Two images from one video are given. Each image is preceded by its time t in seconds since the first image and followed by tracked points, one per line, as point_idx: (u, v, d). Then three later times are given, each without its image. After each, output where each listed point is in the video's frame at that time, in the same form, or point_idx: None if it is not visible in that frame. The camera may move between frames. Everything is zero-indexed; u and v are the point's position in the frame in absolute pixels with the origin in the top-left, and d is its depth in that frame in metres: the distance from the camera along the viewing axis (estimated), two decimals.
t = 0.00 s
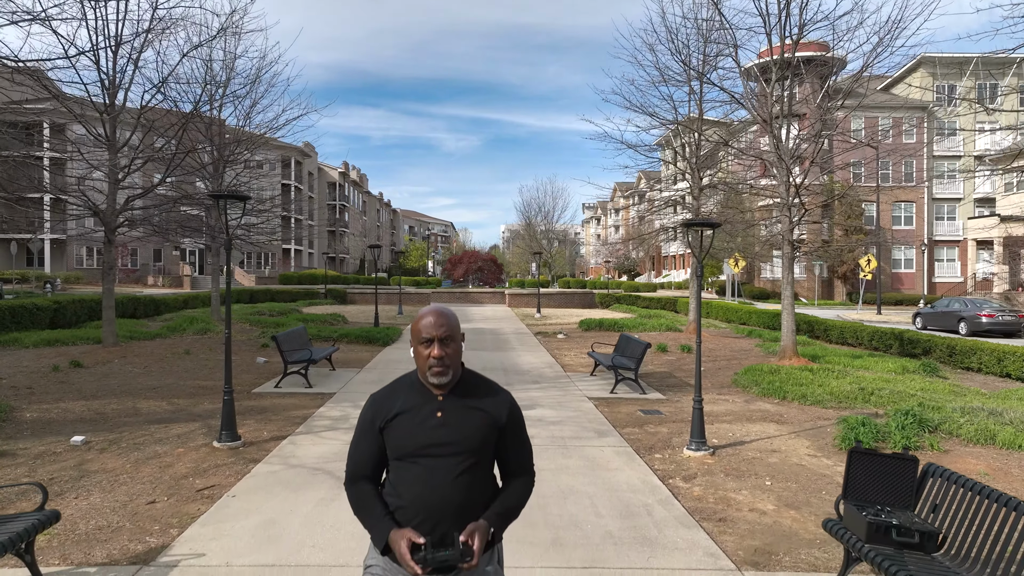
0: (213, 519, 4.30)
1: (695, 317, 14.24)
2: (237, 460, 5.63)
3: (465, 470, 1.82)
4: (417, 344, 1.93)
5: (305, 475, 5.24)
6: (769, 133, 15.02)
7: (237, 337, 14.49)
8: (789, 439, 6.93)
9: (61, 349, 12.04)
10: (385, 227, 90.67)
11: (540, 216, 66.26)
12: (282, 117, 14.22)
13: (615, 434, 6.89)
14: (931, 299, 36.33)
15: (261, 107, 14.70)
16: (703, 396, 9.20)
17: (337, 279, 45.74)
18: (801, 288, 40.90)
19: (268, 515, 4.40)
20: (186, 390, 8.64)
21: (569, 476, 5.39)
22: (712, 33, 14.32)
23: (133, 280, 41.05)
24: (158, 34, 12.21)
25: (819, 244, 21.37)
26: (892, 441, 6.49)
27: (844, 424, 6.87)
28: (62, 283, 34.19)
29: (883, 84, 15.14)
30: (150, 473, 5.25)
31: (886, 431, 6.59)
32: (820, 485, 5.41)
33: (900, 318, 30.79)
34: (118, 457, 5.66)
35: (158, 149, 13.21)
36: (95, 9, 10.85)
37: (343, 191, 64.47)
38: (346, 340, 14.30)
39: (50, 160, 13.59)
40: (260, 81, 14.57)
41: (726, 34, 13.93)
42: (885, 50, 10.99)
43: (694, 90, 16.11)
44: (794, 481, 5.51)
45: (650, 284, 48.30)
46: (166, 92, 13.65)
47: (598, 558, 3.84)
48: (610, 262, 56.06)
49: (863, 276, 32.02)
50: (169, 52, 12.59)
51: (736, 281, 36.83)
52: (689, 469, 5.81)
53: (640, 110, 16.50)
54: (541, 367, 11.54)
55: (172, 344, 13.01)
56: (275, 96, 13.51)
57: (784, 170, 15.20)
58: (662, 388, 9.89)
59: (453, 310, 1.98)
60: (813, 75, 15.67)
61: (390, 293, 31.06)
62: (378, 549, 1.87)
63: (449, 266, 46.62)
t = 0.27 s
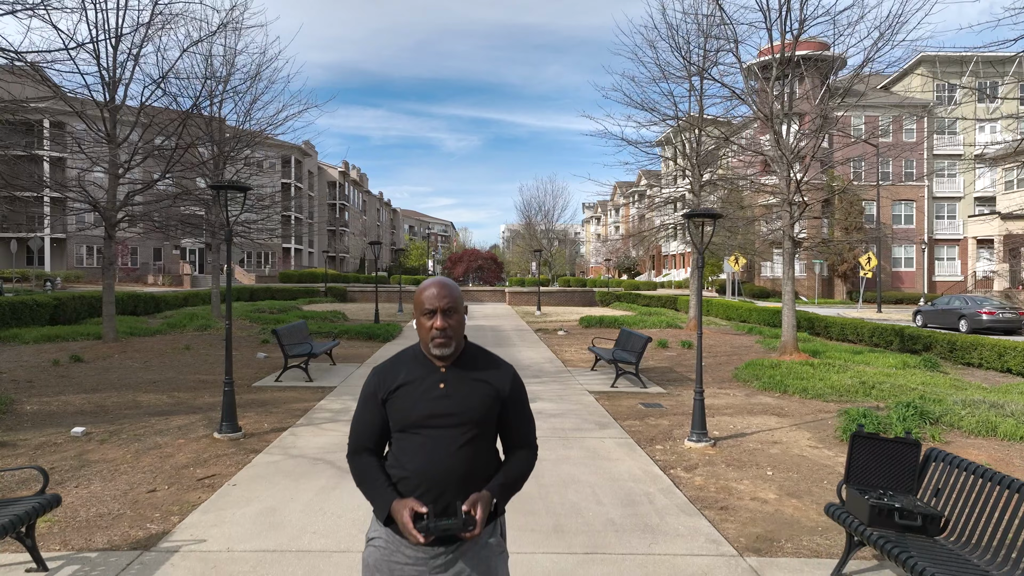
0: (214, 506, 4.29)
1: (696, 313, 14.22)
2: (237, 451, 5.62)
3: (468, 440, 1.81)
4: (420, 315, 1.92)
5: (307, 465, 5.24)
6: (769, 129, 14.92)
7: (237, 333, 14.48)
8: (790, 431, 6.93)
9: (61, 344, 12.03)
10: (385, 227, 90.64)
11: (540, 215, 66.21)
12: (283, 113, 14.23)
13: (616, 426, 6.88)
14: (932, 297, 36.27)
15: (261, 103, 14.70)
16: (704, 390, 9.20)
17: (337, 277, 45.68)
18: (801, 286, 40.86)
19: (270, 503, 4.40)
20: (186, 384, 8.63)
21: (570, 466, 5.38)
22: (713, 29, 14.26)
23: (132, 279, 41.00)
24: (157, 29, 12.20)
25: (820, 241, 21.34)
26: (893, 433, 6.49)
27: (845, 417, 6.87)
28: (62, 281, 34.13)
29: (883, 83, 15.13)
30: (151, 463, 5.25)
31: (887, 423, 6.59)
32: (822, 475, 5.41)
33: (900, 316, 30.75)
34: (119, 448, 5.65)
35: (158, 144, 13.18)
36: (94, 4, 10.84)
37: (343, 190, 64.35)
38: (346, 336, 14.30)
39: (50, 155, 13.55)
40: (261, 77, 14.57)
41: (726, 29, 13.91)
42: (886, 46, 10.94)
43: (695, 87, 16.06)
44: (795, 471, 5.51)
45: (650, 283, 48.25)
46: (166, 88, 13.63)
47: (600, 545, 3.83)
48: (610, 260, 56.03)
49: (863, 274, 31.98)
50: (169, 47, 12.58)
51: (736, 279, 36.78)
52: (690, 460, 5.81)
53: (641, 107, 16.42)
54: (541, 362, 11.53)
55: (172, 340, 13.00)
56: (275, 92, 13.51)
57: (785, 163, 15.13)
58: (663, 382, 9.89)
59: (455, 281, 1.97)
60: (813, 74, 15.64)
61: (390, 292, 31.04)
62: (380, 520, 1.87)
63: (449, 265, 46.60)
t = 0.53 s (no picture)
0: (213, 494, 4.28)
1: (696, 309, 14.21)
2: (237, 441, 5.61)
3: (470, 410, 1.80)
4: (421, 287, 1.91)
5: (307, 454, 5.23)
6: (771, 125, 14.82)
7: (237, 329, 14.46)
8: (790, 423, 6.92)
9: (60, 340, 12.02)
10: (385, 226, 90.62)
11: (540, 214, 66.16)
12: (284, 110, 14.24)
13: (617, 418, 6.88)
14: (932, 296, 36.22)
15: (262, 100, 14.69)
16: (705, 383, 9.20)
17: (337, 276, 45.63)
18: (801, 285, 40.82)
19: (270, 490, 4.39)
20: (186, 378, 8.63)
21: (570, 456, 5.38)
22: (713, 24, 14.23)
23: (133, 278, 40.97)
24: (157, 25, 12.19)
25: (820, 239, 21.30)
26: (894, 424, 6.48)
27: (846, 408, 6.86)
28: (62, 279, 34.12)
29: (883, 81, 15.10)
30: (151, 453, 5.24)
31: (888, 414, 6.58)
32: (823, 465, 5.40)
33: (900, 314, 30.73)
34: (119, 438, 5.65)
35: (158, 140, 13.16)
36: None
37: (343, 189, 64.19)
38: (346, 332, 14.29)
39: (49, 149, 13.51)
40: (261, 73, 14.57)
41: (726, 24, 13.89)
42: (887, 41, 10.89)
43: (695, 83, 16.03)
44: (796, 461, 5.51)
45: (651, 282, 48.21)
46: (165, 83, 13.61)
47: (601, 531, 3.83)
48: (610, 259, 56.01)
49: (864, 273, 31.95)
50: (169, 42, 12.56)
51: (736, 278, 36.75)
52: (691, 450, 5.80)
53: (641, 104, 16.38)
54: (542, 357, 11.53)
55: (172, 336, 12.99)
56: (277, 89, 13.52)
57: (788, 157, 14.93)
58: (664, 376, 9.88)
59: (456, 253, 1.96)
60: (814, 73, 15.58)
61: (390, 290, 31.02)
62: (382, 490, 1.85)
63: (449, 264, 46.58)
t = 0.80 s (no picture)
0: (213, 481, 4.27)
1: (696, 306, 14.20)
2: (237, 431, 5.61)
3: (470, 379, 1.79)
4: (421, 258, 1.90)
5: (307, 444, 5.23)
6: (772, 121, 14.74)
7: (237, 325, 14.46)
8: (791, 414, 6.91)
9: (60, 335, 12.02)
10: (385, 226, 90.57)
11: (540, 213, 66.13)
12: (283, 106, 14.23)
13: (617, 410, 6.87)
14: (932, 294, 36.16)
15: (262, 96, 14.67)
16: (705, 377, 9.19)
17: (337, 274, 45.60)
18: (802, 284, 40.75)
19: (269, 477, 4.38)
20: (186, 371, 8.63)
21: (571, 446, 5.37)
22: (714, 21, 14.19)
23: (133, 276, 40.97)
24: (157, 20, 12.16)
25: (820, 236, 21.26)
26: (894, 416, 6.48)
27: (846, 400, 6.85)
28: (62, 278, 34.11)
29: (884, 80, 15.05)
30: (150, 442, 5.24)
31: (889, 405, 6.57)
32: (823, 454, 5.39)
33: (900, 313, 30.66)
34: (119, 428, 5.65)
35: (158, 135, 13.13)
36: None
37: (343, 188, 63.87)
38: (346, 329, 14.28)
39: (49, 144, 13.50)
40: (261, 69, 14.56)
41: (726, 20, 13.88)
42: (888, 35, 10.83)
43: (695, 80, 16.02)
44: (797, 451, 5.50)
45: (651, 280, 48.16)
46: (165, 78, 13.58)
47: (601, 516, 3.82)
48: (610, 258, 55.97)
49: (864, 271, 31.91)
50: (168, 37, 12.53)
51: (736, 276, 36.71)
52: (692, 441, 5.79)
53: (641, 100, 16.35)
54: (542, 352, 11.52)
55: (172, 331, 12.98)
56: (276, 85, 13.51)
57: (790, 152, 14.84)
58: (664, 371, 9.88)
59: (456, 224, 1.95)
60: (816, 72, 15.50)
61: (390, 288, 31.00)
62: (382, 460, 1.84)
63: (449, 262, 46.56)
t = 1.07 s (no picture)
0: (212, 468, 4.26)
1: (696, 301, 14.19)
2: (237, 422, 5.61)
3: (470, 347, 1.78)
4: (420, 227, 1.89)
5: (307, 433, 5.22)
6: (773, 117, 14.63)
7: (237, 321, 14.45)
8: (791, 406, 6.91)
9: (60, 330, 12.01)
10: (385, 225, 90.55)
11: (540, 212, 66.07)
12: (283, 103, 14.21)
13: (618, 401, 6.87)
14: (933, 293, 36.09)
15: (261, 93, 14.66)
16: (705, 371, 9.19)
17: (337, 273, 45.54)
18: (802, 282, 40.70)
19: (269, 464, 4.37)
20: (186, 364, 8.63)
21: (570, 435, 5.36)
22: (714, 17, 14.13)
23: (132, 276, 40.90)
24: (157, 15, 12.15)
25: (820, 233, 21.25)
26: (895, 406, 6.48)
27: (847, 391, 6.85)
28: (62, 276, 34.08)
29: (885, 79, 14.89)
30: (150, 431, 5.24)
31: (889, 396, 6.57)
32: (823, 444, 5.39)
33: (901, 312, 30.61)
34: (119, 418, 5.65)
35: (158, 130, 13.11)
36: None
37: (342, 188, 63.41)
38: (346, 325, 14.25)
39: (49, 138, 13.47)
40: (261, 65, 14.54)
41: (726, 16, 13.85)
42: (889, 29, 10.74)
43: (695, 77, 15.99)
44: (797, 440, 5.49)
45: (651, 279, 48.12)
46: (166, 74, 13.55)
47: (602, 502, 3.81)
48: (610, 258, 55.94)
49: (864, 269, 31.86)
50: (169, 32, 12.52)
51: (736, 275, 36.65)
52: (692, 431, 5.78)
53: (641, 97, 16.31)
54: (542, 347, 11.51)
55: (172, 327, 12.97)
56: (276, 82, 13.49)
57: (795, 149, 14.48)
58: (664, 365, 9.88)
59: (455, 194, 1.93)
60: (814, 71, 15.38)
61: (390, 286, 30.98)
62: (381, 429, 1.84)
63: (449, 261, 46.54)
